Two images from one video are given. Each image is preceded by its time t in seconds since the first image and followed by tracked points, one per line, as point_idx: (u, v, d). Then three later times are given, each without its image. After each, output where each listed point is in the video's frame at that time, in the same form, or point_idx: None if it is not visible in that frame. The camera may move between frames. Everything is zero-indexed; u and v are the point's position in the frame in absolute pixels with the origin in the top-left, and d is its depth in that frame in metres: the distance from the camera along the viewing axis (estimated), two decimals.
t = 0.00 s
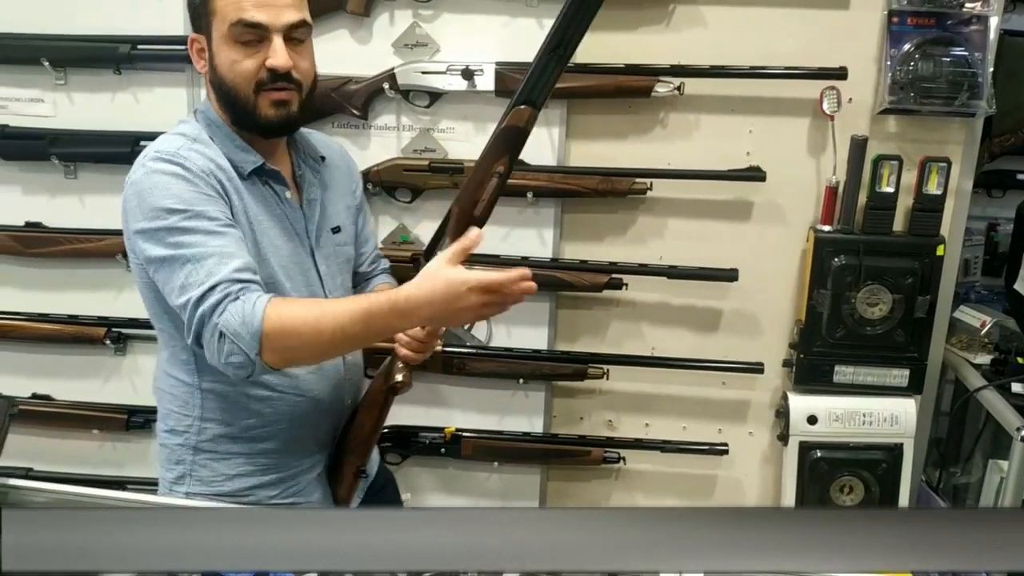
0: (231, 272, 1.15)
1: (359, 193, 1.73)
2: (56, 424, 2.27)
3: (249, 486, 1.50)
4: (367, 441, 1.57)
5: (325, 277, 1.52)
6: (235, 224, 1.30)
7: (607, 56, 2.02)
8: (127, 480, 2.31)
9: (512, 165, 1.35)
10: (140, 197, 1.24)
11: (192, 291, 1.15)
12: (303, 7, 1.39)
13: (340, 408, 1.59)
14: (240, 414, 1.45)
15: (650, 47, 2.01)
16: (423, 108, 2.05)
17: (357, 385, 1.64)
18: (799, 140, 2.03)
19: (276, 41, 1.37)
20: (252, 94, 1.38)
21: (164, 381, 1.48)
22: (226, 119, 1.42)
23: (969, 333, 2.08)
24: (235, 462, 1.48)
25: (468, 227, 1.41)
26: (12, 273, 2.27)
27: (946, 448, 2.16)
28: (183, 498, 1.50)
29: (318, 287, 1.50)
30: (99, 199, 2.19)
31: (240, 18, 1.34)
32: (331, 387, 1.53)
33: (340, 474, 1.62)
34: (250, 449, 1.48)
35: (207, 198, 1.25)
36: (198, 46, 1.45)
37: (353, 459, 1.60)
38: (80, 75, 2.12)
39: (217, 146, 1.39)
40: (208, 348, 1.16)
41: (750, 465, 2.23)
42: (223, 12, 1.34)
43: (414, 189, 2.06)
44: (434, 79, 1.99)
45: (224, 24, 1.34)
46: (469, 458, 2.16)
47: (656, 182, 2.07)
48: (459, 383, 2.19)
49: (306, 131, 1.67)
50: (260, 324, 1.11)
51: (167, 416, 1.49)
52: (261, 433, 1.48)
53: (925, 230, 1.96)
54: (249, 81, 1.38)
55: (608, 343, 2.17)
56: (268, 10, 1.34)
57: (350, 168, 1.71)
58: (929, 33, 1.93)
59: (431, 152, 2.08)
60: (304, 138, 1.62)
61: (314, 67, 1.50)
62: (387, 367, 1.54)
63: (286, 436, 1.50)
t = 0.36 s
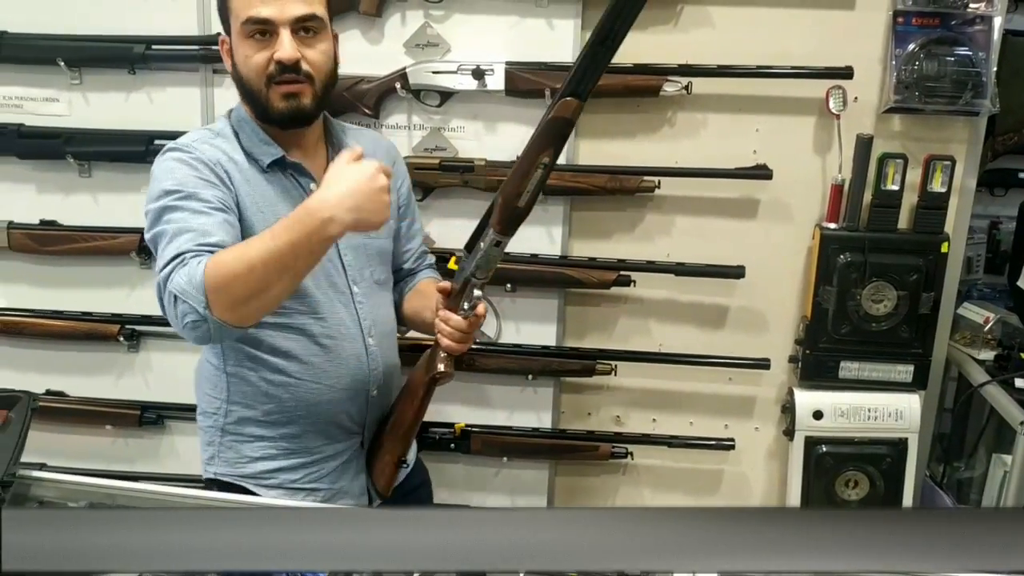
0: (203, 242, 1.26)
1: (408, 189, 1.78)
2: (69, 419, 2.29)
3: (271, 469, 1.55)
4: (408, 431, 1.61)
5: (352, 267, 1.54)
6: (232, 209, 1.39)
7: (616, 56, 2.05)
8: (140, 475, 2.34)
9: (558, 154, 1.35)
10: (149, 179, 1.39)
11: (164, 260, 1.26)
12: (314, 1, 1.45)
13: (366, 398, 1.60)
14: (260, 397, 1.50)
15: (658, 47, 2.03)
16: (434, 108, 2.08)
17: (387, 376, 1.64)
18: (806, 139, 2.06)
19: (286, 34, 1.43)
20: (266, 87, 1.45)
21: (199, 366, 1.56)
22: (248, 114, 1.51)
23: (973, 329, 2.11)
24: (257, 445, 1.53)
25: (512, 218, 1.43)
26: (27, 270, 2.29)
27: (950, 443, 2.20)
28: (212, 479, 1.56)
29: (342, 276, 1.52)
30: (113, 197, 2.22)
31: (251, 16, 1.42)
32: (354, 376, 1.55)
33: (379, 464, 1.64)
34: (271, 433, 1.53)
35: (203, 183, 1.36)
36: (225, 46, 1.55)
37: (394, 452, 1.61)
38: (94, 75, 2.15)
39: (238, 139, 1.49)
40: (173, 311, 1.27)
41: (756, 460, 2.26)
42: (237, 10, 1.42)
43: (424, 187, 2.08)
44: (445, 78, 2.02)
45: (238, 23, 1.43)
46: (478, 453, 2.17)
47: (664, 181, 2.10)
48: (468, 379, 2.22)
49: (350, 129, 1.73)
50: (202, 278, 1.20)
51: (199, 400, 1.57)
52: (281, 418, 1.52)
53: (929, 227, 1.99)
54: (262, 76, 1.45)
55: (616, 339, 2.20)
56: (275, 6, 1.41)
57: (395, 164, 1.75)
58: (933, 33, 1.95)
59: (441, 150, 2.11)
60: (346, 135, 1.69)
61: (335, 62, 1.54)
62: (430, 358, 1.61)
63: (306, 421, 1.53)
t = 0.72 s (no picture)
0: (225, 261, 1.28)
1: (444, 206, 1.77)
2: (71, 439, 2.30)
3: (297, 478, 1.59)
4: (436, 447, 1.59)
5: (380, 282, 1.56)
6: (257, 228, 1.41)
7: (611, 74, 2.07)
8: (140, 494, 2.34)
9: (576, 174, 1.42)
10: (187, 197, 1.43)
11: (187, 277, 1.29)
12: (346, 24, 1.51)
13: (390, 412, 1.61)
14: (287, 406, 1.55)
15: (653, 64, 2.06)
16: (432, 126, 2.10)
17: (414, 392, 1.64)
18: (799, 154, 2.08)
19: (320, 56, 1.50)
20: (300, 106, 1.51)
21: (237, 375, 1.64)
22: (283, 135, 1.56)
23: (969, 340, 2.14)
24: (282, 453, 1.58)
25: (535, 237, 1.44)
26: (28, 291, 2.31)
27: (947, 453, 2.21)
28: (244, 483, 1.63)
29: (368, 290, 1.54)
30: (113, 218, 2.24)
31: (286, 40, 1.49)
32: (378, 389, 1.57)
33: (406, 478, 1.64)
34: (297, 442, 1.57)
35: (231, 202, 1.39)
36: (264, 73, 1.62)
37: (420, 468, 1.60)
38: (94, 97, 2.17)
39: (271, 157, 1.52)
40: (188, 327, 1.30)
41: (755, 473, 2.27)
42: (275, 35, 1.50)
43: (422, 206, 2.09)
44: (441, 97, 2.03)
45: (275, 46, 1.51)
46: (478, 468, 2.18)
47: (660, 197, 2.12)
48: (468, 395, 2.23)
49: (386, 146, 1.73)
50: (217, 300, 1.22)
51: (235, 407, 1.64)
52: (306, 428, 1.56)
53: (924, 240, 2.01)
54: (296, 96, 1.51)
55: (614, 354, 2.21)
56: (308, 29, 1.48)
57: (432, 182, 1.75)
58: (924, 48, 1.97)
59: (440, 169, 2.13)
60: (384, 152, 1.69)
61: (369, 83, 1.59)
62: (455, 374, 1.57)
63: (330, 432, 1.57)
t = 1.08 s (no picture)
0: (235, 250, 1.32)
1: (475, 230, 1.80)
2: (70, 455, 2.31)
3: (312, 491, 1.63)
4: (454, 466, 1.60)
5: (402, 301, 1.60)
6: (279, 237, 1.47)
7: (608, 94, 2.09)
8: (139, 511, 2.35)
9: (600, 203, 1.37)
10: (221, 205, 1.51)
11: (196, 257, 1.32)
12: (378, 50, 1.57)
13: (407, 431, 1.64)
14: (307, 419, 1.60)
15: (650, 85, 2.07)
16: (430, 146, 2.11)
17: (432, 413, 1.66)
18: (796, 174, 2.08)
19: (350, 80, 1.56)
20: (331, 128, 1.56)
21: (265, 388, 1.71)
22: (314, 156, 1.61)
23: (968, 360, 2.12)
24: (300, 466, 1.62)
25: (556, 264, 1.42)
26: (29, 308, 2.32)
27: (946, 474, 2.20)
28: (264, 494, 1.68)
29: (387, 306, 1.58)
30: (114, 236, 2.25)
31: (319, 64, 1.56)
32: (396, 407, 1.60)
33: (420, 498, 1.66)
34: (315, 456, 1.61)
35: (255, 209, 1.45)
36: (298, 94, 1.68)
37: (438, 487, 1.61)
38: (96, 117, 2.19)
39: (302, 175, 1.59)
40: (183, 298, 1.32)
41: (753, 493, 2.27)
42: (307, 60, 1.57)
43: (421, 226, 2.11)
44: (440, 118, 2.05)
45: (308, 70, 1.57)
46: (478, 489, 2.19)
47: (657, 217, 2.12)
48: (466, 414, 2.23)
49: (422, 169, 1.79)
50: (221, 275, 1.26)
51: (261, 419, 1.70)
52: (324, 443, 1.60)
53: (922, 260, 2.01)
54: (327, 118, 1.57)
55: (612, 373, 2.21)
56: (341, 53, 1.55)
57: (463, 206, 1.78)
58: (921, 69, 1.99)
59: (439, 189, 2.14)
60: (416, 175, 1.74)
61: (398, 108, 1.65)
62: (474, 397, 1.61)
63: (347, 447, 1.61)
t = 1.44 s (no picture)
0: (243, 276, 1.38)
1: (489, 245, 1.79)
2: (70, 464, 2.32)
3: (316, 501, 1.63)
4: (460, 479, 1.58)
5: (411, 315, 1.60)
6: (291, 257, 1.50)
7: (608, 107, 2.09)
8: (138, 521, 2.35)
9: (607, 223, 1.40)
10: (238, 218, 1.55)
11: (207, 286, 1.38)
12: (393, 65, 1.56)
13: (412, 445, 1.63)
14: (313, 429, 1.60)
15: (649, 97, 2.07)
16: (429, 158, 2.12)
17: (437, 428, 1.65)
18: (796, 187, 2.08)
19: (365, 95, 1.56)
20: (345, 140, 1.56)
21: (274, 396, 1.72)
22: (330, 168, 1.63)
23: (970, 376, 2.09)
24: (304, 476, 1.62)
25: (562, 281, 1.45)
26: (31, 317, 2.34)
27: (949, 490, 2.19)
28: (269, 501, 1.68)
29: (395, 319, 1.58)
30: (117, 246, 2.27)
31: (334, 78, 1.55)
32: (401, 420, 1.60)
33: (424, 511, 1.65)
34: (320, 465, 1.61)
35: (265, 226, 1.48)
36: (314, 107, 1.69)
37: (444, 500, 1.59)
38: (100, 128, 2.21)
39: (316, 188, 1.61)
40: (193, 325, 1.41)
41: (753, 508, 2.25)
42: (323, 74, 1.57)
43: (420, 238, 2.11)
44: (440, 130, 2.05)
45: (323, 84, 1.57)
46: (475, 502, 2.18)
47: (657, 229, 2.12)
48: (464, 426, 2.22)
49: (439, 184, 1.79)
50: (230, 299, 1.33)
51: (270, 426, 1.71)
52: (329, 453, 1.60)
53: (922, 274, 2.00)
54: (340, 132, 1.56)
55: (611, 385, 2.21)
56: (356, 68, 1.54)
57: (478, 220, 1.78)
58: (921, 82, 1.98)
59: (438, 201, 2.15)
60: (431, 190, 1.75)
61: (412, 122, 1.64)
62: (480, 413, 1.61)
63: (352, 458, 1.60)
